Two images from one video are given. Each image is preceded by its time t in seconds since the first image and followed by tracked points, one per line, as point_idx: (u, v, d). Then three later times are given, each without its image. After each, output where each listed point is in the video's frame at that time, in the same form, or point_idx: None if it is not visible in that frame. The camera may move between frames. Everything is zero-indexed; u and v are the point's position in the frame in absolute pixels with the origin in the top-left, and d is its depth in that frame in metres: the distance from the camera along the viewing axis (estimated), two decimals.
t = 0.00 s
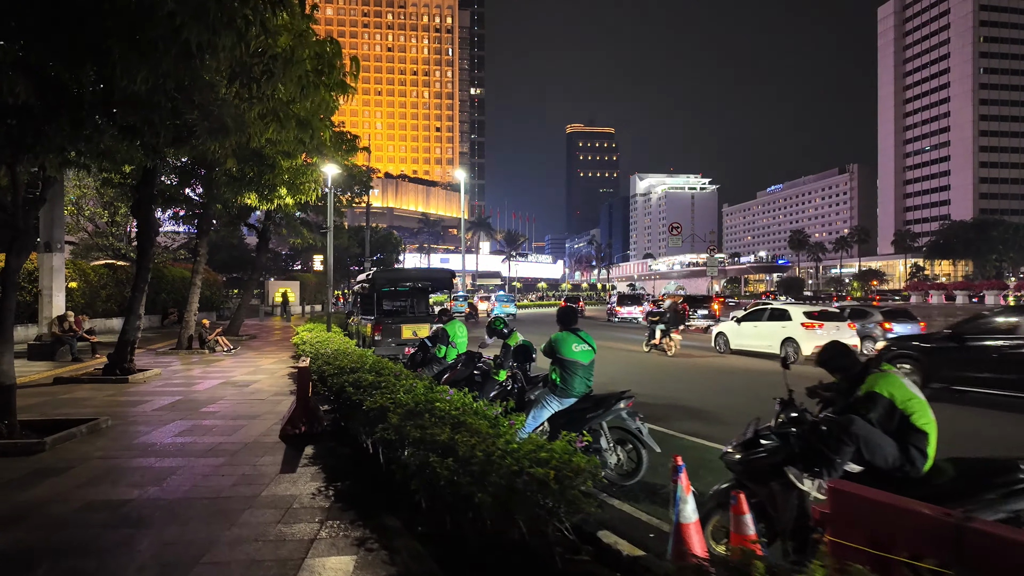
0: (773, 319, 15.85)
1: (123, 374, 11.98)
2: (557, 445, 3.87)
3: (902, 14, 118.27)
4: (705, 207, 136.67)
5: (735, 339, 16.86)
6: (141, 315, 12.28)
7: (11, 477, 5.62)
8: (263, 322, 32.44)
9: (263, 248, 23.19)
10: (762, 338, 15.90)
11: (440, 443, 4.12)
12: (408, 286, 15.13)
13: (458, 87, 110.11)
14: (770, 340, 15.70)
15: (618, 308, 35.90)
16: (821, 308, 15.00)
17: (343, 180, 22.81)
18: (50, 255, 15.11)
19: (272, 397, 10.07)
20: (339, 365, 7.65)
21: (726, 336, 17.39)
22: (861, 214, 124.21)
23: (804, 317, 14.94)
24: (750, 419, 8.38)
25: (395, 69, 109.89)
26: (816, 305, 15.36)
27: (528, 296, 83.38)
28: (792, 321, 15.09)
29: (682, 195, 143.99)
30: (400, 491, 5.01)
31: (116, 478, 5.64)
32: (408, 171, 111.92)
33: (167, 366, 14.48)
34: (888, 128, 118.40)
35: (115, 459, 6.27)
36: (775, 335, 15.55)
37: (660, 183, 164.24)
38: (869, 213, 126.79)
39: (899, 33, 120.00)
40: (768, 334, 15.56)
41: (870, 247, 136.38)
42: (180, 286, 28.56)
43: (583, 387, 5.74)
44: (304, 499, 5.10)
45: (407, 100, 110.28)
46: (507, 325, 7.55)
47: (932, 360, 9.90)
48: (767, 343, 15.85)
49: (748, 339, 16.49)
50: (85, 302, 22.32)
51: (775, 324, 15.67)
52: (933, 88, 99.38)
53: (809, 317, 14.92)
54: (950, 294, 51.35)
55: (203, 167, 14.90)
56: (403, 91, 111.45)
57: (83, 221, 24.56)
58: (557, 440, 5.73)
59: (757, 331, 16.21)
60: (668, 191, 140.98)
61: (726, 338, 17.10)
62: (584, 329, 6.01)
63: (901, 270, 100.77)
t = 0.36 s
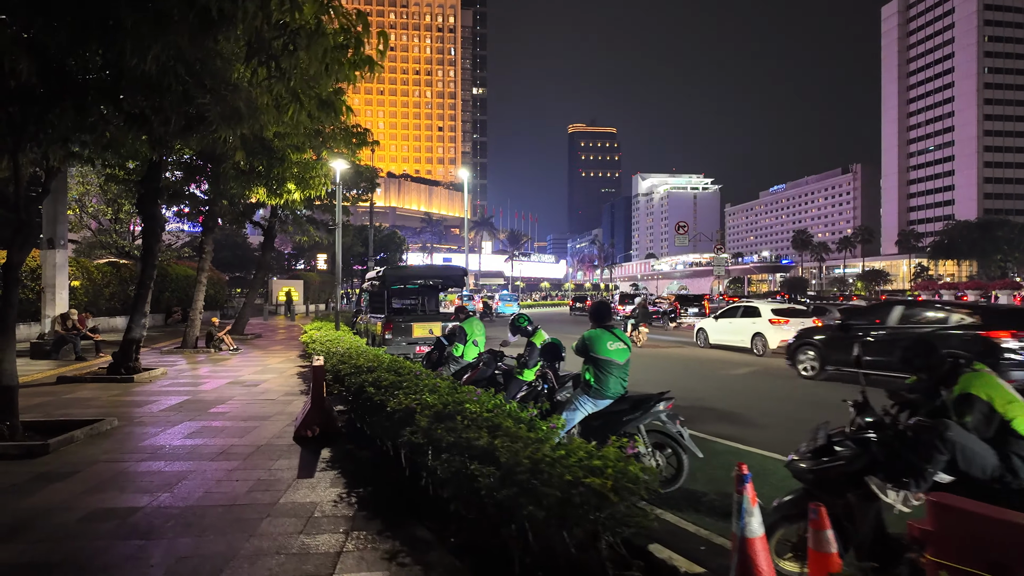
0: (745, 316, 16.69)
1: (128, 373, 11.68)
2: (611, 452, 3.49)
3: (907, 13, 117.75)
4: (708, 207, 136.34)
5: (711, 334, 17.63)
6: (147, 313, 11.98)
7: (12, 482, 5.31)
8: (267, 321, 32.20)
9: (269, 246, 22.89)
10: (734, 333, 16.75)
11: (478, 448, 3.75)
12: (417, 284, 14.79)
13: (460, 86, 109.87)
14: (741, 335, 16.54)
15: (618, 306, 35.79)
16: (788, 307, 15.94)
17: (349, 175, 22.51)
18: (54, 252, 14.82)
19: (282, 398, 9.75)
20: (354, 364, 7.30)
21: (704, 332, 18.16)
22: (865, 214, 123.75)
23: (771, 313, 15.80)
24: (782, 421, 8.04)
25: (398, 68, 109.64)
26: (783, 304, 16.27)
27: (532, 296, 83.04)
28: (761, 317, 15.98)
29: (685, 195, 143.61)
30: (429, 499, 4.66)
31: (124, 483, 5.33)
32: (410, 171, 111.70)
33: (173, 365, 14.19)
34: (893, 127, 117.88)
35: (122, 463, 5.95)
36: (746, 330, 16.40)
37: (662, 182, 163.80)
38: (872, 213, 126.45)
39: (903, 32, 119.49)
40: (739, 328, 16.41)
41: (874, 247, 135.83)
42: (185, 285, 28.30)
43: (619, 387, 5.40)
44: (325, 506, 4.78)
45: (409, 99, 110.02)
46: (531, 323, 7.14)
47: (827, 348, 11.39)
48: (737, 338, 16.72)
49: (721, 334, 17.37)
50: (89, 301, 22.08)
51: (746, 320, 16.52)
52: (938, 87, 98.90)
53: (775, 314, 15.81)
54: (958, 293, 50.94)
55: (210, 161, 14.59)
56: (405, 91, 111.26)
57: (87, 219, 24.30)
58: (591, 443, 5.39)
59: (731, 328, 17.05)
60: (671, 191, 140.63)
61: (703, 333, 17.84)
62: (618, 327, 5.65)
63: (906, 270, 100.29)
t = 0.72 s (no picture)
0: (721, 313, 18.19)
1: (130, 376, 11.35)
2: (668, 473, 3.14)
3: (909, 12, 117.50)
4: (709, 206, 135.97)
5: (691, 331, 19.40)
6: (149, 313, 11.66)
7: (7, 496, 4.98)
8: (270, 321, 31.93)
9: (272, 246, 22.58)
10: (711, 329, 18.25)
11: (516, 467, 3.39)
12: (425, 284, 14.48)
13: (462, 85, 109.62)
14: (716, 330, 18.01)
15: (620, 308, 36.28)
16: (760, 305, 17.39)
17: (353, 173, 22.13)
18: (53, 251, 14.50)
19: (289, 402, 9.43)
20: (368, 368, 6.95)
21: (686, 328, 19.80)
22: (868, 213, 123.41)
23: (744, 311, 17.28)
24: (813, 427, 7.71)
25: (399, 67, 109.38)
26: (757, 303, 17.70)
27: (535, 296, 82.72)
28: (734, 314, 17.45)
29: (687, 194, 143.29)
30: (456, 518, 4.33)
31: (127, 498, 5.00)
32: (411, 170, 111.42)
33: (176, 367, 13.88)
34: (895, 126, 117.60)
35: (124, 475, 5.61)
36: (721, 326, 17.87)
37: (663, 182, 163.46)
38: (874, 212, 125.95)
39: (905, 31, 119.26)
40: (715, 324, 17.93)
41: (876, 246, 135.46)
42: (187, 285, 28.00)
43: (655, 395, 5.08)
44: (342, 525, 4.44)
45: (410, 98, 109.75)
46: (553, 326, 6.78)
47: (754, 342, 13.60)
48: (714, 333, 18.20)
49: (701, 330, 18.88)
50: (89, 301, 21.77)
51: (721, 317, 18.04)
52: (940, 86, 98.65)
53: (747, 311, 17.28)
54: (964, 293, 50.69)
55: (213, 159, 14.24)
56: (406, 90, 110.96)
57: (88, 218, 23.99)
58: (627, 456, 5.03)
59: (708, 324, 18.65)
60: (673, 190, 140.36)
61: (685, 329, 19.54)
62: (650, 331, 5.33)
63: (909, 270, 99.97)
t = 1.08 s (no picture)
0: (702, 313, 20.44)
1: (127, 378, 10.96)
2: (733, 502, 2.74)
3: (912, 9, 116.84)
4: (711, 204, 135.54)
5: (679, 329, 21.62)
6: (147, 314, 11.26)
7: None
8: (271, 321, 31.58)
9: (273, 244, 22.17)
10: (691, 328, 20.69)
11: (553, 492, 3.00)
12: (431, 284, 14.08)
13: (462, 83, 109.07)
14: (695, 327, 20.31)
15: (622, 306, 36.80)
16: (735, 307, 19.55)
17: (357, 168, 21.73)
18: (49, 250, 14.09)
19: (292, 406, 9.02)
20: (376, 372, 6.55)
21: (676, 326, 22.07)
22: (870, 211, 122.91)
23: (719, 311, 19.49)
24: (844, 433, 7.32)
25: (399, 65, 109.19)
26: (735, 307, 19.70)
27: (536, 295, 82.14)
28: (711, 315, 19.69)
29: (688, 192, 142.78)
30: (478, 540, 3.92)
31: (118, 517, 4.59)
32: (412, 168, 111.02)
33: (175, 368, 13.48)
34: (898, 124, 117.07)
35: (116, 490, 5.20)
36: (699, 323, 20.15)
37: (664, 180, 162.99)
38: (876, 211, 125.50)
39: (908, 28, 118.57)
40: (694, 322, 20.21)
41: (879, 244, 134.83)
42: (187, 284, 27.62)
43: (692, 403, 4.69)
44: (352, 548, 4.05)
45: (411, 97, 109.29)
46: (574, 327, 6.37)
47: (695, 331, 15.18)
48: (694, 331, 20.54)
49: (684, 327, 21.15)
50: (87, 300, 21.38)
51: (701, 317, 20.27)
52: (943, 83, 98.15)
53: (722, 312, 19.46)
54: (971, 291, 50.18)
55: (212, 154, 13.81)
56: (407, 88, 110.56)
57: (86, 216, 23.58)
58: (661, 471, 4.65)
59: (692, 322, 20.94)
60: (674, 188, 139.94)
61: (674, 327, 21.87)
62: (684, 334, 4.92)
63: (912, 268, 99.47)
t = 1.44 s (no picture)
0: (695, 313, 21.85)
1: (125, 380, 10.60)
2: (816, 529, 2.40)
3: (913, 8, 116.55)
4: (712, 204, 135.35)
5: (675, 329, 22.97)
6: (147, 314, 10.91)
7: None
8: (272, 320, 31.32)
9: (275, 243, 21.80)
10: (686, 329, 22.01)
11: (605, 515, 2.65)
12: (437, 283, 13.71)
13: (463, 83, 108.75)
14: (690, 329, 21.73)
15: (626, 306, 36.57)
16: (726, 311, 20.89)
17: (361, 165, 21.40)
18: (46, 248, 13.72)
19: (297, 410, 8.68)
20: (389, 375, 6.20)
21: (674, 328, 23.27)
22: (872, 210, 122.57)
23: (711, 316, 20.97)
24: (878, 439, 6.97)
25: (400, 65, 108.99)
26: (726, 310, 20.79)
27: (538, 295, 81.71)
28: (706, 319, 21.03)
29: (689, 192, 142.44)
30: (511, 562, 3.58)
31: (113, 533, 4.23)
32: (412, 168, 110.79)
33: (175, 369, 13.12)
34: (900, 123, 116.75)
35: (113, 502, 4.84)
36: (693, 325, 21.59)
37: (665, 180, 162.62)
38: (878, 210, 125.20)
39: (910, 28, 118.27)
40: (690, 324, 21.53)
41: (881, 244, 134.47)
42: (187, 283, 27.28)
43: (735, 410, 4.34)
44: (370, 569, 3.69)
45: (412, 96, 108.99)
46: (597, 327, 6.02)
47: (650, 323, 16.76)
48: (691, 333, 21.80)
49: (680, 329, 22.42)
50: (86, 300, 21.01)
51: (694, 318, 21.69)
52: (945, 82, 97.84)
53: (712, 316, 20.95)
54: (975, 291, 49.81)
55: (214, 150, 13.45)
56: (408, 87, 110.47)
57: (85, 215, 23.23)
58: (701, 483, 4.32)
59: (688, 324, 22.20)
60: (675, 188, 139.63)
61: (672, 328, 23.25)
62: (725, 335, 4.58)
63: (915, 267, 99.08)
